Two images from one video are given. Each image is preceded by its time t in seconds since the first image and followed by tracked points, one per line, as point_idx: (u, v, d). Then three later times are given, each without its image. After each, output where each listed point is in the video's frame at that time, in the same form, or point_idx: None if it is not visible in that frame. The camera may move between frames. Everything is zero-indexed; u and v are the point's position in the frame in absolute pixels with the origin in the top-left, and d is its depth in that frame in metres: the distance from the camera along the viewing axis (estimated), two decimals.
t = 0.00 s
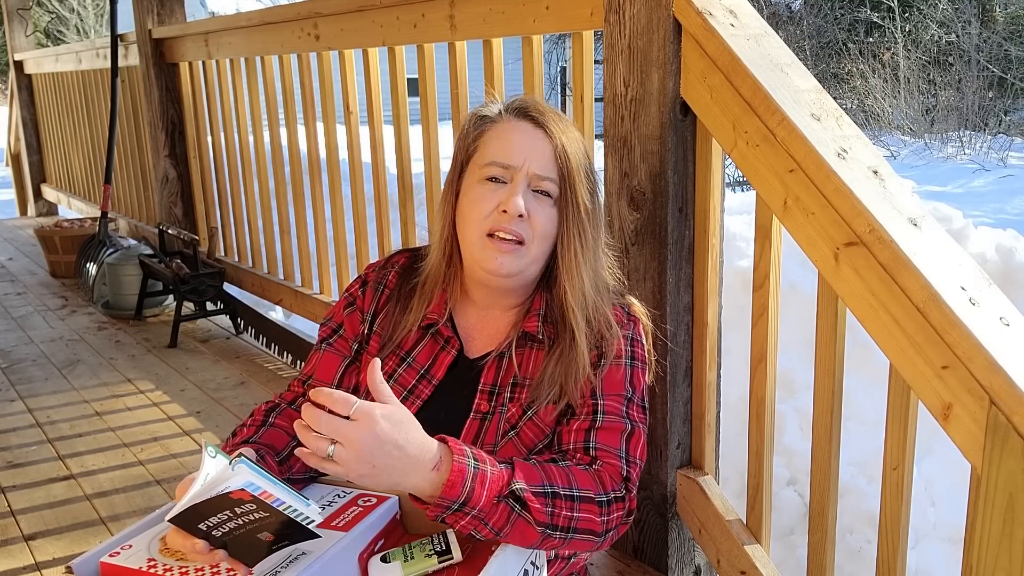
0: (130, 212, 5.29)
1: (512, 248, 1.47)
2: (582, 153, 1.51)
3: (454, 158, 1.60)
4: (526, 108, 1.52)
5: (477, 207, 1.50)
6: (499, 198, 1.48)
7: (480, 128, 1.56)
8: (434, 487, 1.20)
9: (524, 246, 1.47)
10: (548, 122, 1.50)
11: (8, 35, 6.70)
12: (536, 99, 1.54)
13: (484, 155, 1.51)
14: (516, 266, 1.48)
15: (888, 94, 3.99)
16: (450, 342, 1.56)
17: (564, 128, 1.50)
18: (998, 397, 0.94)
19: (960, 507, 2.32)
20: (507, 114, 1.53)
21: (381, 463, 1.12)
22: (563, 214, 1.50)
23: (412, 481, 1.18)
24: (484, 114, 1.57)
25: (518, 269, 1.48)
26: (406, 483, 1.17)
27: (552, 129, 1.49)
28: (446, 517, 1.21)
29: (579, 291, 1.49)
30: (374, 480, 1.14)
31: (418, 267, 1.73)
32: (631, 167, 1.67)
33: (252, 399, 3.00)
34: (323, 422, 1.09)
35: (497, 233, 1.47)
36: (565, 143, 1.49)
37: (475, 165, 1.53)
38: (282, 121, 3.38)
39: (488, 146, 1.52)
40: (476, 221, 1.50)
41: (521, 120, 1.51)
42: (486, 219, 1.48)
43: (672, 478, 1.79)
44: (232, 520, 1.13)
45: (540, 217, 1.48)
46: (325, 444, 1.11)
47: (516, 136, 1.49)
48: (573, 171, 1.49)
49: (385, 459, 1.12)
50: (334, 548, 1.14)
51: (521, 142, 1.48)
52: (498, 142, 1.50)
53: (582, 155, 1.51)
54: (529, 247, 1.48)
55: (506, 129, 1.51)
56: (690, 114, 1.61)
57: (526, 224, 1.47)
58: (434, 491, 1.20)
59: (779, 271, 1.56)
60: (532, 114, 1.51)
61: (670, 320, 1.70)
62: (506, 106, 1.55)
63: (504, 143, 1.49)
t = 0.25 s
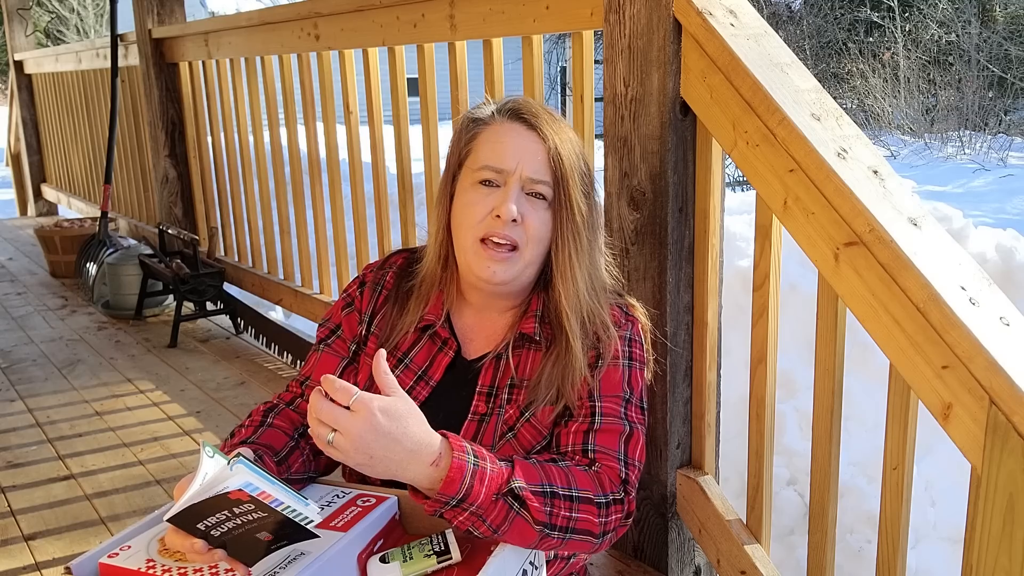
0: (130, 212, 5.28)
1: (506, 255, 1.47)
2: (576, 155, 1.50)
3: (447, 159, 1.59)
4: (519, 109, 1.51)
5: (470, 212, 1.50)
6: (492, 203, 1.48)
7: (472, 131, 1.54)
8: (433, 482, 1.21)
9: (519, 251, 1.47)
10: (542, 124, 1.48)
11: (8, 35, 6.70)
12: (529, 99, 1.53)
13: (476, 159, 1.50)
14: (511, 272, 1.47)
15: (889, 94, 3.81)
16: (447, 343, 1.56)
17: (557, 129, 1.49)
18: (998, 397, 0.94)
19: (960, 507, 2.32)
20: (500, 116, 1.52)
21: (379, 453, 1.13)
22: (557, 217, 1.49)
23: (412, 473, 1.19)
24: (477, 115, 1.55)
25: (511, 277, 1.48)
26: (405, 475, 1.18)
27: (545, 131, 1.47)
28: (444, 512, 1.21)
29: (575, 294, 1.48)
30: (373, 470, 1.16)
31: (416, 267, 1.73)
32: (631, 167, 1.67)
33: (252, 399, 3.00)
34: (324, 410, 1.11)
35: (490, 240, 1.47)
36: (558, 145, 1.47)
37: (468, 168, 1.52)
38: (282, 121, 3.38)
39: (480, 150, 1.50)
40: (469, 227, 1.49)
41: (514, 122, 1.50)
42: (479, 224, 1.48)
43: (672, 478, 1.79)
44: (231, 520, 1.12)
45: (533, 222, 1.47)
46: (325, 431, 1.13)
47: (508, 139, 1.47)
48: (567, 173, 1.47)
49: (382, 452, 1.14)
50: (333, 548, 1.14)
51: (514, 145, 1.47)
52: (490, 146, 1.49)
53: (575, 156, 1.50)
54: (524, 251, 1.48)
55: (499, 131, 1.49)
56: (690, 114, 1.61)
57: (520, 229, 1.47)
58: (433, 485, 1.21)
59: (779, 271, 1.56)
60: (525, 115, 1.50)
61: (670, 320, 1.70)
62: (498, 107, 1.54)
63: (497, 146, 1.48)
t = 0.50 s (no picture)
0: (130, 212, 5.28)
1: (502, 256, 1.46)
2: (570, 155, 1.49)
3: (443, 161, 1.59)
4: (513, 110, 1.50)
5: (464, 214, 1.49)
6: (486, 205, 1.47)
7: (466, 133, 1.54)
8: (440, 463, 1.21)
9: (513, 253, 1.46)
10: (536, 125, 1.48)
11: (8, 35, 6.70)
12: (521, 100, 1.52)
13: (470, 161, 1.50)
14: (505, 273, 1.47)
15: (888, 94, 3.79)
16: (446, 345, 1.56)
17: (551, 130, 1.48)
18: (998, 397, 0.94)
19: (960, 507, 2.32)
20: (494, 117, 1.51)
21: (390, 429, 1.13)
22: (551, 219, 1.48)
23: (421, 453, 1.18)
24: (471, 117, 1.54)
25: (508, 274, 1.47)
26: (415, 456, 1.17)
27: (539, 132, 1.47)
28: (450, 497, 1.22)
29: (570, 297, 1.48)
30: (383, 452, 1.14)
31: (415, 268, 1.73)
32: (631, 167, 1.67)
33: (252, 399, 3.00)
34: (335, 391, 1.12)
35: (485, 243, 1.46)
36: (552, 147, 1.47)
37: (463, 170, 1.52)
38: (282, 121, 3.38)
39: (474, 152, 1.50)
40: (464, 229, 1.49)
41: (508, 123, 1.49)
42: (474, 227, 1.47)
43: (672, 478, 1.79)
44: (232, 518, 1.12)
45: (528, 223, 1.46)
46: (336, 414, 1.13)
47: (501, 141, 1.47)
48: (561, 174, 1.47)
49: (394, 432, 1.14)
50: (332, 548, 1.14)
51: (508, 147, 1.46)
52: (484, 148, 1.48)
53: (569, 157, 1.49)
54: (519, 253, 1.47)
55: (492, 134, 1.49)
56: (690, 114, 1.61)
57: (514, 231, 1.46)
58: (440, 467, 1.21)
59: (779, 271, 1.56)
60: (519, 116, 1.49)
61: (670, 320, 1.70)
62: (492, 109, 1.53)
63: (491, 149, 1.48)
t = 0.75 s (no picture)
0: (130, 212, 5.28)
1: (499, 264, 1.48)
2: (567, 155, 1.49)
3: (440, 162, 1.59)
4: (509, 111, 1.50)
5: (462, 216, 1.49)
6: (483, 206, 1.47)
7: (463, 135, 1.53)
8: (427, 450, 1.23)
9: (511, 256, 1.48)
10: (532, 126, 1.47)
11: (8, 35, 6.70)
12: (517, 100, 1.52)
13: (467, 163, 1.50)
14: (504, 280, 1.49)
15: (889, 94, 3.79)
16: (445, 339, 1.57)
17: (548, 130, 1.48)
18: (998, 398, 0.94)
19: (960, 507, 2.32)
20: (490, 118, 1.51)
21: (398, 397, 1.20)
22: (549, 219, 1.48)
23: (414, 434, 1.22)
24: (467, 118, 1.54)
25: (506, 284, 1.49)
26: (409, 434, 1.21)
27: (535, 133, 1.46)
28: (446, 481, 1.24)
29: (564, 295, 1.47)
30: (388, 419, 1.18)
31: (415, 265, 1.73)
32: (631, 167, 1.67)
33: (252, 399, 3.00)
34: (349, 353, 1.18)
35: (484, 242, 1.47)
36: (548, 147, 1.46)
37: (460, 172, 1.52)
38: (282, 121, 3.38)
39: (471, 154, 1.50)
40: (463, 230, 1.49)
41: (504, 124, 1.49)
42: (473, 228, 1.48)
43: (672, 478, 1.79)
44: (238, 517, 1.09)
45: (526, 224, 1.47)
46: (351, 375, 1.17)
47: (498, 143, 1.47)
48: (557, 174, 1.46)
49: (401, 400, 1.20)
50: (332, 548, 1.14)
51: (504, 149, 1.46)
52: (480, 150, 1.48)
53: (566, 157, 1.48)
54: (517, 255, 1.48)
55: (489, 135, 1.49)
56: (690, 114, 1.61)
57: (512, 232, 1.47)
58: (429, 452, 1.23)
59: (779, 271, 1.56)
60: (514, 117, 1.49)
61: (670, 320, 1.70)
62: (488, 110, 1.53)
63: (487, 150, 1.48)
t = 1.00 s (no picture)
0: (130, 212, 5.28)
1: (506, 264, 1.47)
2: (571, 157, 1.48)
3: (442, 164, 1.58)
4: (514, 115, 1.49)
5: (467, 221, 1.49)
6: (489, 212, 1.47)
7: (467, 139, 1.52)
8: (430, 436, 1.23)
9: (517, 260, 1.48)
10: (537, 130, 1.47)
11: (8, 35, 6.70)
12: (520, 103, 1.51)
13: (472, 168, 1.49)
14: (510, 282, 1.48)
15: (889, 94, 3.78)
16: (445, 341, 1.57)
17: (552, 134, 1.47)
18: (998, 397, 0.94)
19: (960, 507, 2.32)
20: (494, 122, 1.50)
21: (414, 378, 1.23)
22: (554, 224, 1.48)
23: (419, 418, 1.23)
24: (470, 122, 1.53)
25: (512, 285, 1.48)
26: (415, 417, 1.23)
27: (540, 137, 1.46)
28: (447, 469, 1.24)
29: (567, 299, 1.47)
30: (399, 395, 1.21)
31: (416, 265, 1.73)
32: (631, 167, 1.67)
33: (252, 399, 3.00)
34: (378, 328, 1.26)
35: (489, 248, 1.47)
36: (553, 151, 1.46)
37: (464, 176, 1.51)
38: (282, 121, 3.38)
39: (475, 157, 1.49)
40: (468, 235, 1.49)
41: (508, 128, 1.48)
42: (478, 233, 1.48)
43: (672, 478, 1.79)
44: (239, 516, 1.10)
45: (532, 229, 1.47)
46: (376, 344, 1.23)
47: (503, 148, 1.46)
48: (562, 179, 1.46)
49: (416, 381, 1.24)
50: (332, 547, 1.14)
51: (509, 154, 1.46)
52: (485, 155, 1.47)
53: (570, 161, 1.48)
54: (523, 259, 1.48)
55: (493, 139, 1.48)
56: (690, 114, 1.61)
57: (519, 237, 1.46)
58: (432, 437, 1.23)
59: (779, 271, 1.56)
60: (519, 121, 1.48)
61: (670, 320, 1.70)
62: (491, 113, 1.52)
63: (492, 154, 1.47)
